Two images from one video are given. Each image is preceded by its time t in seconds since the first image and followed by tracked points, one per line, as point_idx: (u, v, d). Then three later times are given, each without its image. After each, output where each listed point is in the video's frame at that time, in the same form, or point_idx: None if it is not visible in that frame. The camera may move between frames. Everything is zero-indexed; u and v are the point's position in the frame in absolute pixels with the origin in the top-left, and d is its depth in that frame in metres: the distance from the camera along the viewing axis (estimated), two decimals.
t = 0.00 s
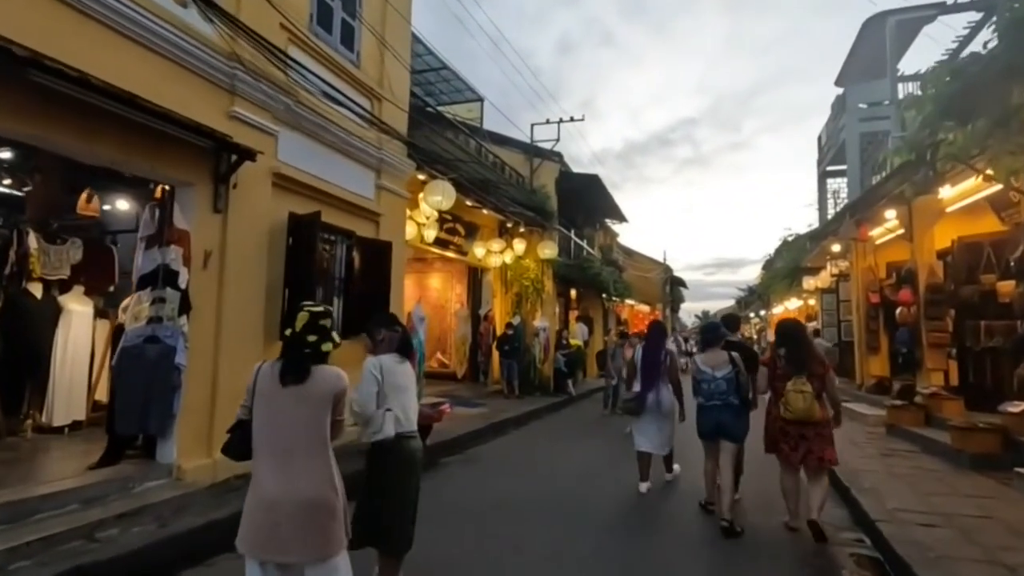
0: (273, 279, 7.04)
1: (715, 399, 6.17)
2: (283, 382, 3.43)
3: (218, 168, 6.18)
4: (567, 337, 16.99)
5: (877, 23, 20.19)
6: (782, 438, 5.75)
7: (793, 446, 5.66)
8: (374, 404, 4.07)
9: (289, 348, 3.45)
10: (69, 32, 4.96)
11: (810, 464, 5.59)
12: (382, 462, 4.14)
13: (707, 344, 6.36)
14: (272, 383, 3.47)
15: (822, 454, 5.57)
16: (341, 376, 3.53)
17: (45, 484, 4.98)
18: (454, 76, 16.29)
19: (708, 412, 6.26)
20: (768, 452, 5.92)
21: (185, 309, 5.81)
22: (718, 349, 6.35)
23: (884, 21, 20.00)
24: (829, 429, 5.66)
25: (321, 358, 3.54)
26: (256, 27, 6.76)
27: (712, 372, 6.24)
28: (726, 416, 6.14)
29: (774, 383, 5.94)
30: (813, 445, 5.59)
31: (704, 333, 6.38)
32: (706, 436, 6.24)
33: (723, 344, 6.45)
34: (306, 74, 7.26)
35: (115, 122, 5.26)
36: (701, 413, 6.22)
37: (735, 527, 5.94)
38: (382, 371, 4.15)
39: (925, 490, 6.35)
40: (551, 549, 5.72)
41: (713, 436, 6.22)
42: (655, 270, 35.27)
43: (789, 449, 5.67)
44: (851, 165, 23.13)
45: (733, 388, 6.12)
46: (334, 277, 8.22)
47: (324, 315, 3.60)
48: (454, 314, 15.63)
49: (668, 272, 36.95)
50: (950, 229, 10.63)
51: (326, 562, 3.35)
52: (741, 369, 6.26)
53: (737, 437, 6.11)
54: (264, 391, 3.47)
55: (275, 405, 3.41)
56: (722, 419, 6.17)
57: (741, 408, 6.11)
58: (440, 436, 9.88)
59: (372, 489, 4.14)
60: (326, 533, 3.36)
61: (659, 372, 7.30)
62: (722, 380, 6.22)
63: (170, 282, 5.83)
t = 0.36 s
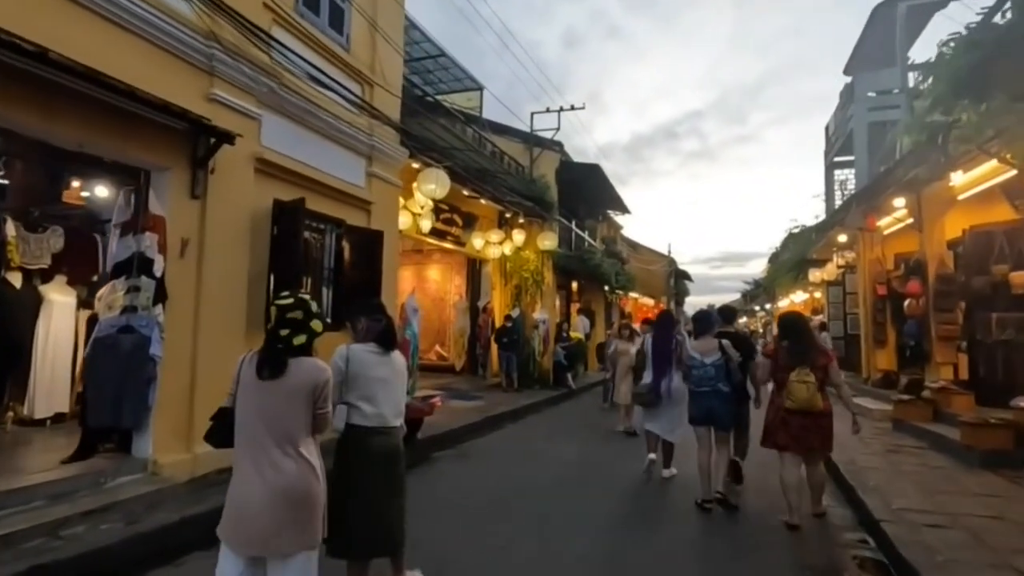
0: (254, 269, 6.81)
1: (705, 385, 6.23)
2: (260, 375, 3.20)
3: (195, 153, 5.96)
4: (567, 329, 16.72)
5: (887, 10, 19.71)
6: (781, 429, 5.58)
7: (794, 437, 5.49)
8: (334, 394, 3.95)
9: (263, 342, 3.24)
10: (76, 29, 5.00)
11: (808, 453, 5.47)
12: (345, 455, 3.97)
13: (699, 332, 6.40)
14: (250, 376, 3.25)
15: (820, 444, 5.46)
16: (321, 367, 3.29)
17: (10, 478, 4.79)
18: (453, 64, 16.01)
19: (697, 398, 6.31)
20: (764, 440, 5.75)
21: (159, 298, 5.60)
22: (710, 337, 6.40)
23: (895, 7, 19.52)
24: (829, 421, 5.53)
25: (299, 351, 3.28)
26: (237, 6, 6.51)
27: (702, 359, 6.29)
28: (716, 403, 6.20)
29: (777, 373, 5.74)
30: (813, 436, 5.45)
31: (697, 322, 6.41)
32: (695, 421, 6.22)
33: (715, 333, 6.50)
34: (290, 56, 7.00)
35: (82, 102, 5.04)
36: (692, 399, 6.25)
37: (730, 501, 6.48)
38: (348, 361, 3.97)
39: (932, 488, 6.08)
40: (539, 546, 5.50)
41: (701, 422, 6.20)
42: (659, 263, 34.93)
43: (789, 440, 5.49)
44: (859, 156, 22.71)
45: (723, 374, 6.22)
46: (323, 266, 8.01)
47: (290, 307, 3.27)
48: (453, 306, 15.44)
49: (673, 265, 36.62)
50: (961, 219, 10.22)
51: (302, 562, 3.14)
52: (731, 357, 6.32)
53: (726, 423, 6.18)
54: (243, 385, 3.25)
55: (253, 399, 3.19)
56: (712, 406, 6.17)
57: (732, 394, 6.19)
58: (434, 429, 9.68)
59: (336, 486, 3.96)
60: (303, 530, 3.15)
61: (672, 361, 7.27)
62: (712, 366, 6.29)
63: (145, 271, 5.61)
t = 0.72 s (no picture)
0: (228, 263, 6.52)
1: (705, 386, 5.92)
2: (239, 370, 3.17)
3: (161, 140, 5.65)
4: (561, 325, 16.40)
5: None
6: (792, 423, 5.42)
7: (806, 432, 5.35)
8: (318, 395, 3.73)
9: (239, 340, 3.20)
10: (49, 17, 4.81)
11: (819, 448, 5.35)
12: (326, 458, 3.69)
13: (698, 331, 6.09)
14: (229, 371, 3.21)
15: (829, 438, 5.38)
16: (300, 363, 3.23)
17: None
18: (446, 54, 15.64)
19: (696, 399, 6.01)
20: (771, 435, 5.61)
21: (122, 294, 5.30)
22: (709, 336, 6.09)
23: None
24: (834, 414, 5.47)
25: (274, 347, 3.24)
26: None
27: (702, 359, 5.97)
28: (716, 402, 5.91)
29: (785, 368, 5.56)
30: (822, 430, 5.35)
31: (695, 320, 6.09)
32: (694, 421, 5.92)
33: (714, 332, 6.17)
34: (265, 39, 6.68)
35: (35, 84, 4.72)
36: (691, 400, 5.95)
37: (727, 492, 6.46)
38: (330, 360, 3.75)
39: (938, 492, 5.79)
40: (523, 552, 5.22)
41: (701, 421, 5.91)
42: (657, 258, 34.60)
43: (802, 435, 5.34)
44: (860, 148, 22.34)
45: (723, 374, 5.90)
46: (305, 260, 7.71)
47: (260, 303, 3.23)
48: (446, 302, 15.07)
49: (672, 260, 36.27)
50: (967, 211, 9.91)
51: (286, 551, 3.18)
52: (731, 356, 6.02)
53: (725, 422, 5.90)
54: (223, 379, 3.23)
55: (232, 395, 3.17)
56: (712, 406, 5.88)
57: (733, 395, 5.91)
58: (422, 428, 9.39)
59: (314, 493, 3.66)
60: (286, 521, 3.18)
61: (673, 357, 6.98)
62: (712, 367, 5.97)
63: (107, 265, 5.30)
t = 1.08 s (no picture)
0: (206, 252, 6.27)
1: (712, 377, 5.70)
2: (215, 367, 2.94)
3: (132, 122, 5.37)
4: (559, 319, 16.14)
5: None
6: (778, 417, 5.34)
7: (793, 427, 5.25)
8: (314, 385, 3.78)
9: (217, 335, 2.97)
10: None
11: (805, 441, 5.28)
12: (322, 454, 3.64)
13: (703, 321, 5.85)
14: (205, 369, 2.98)
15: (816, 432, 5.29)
16: (276, 361, 2.99)
17: None
18: (442, 43, 15.32)
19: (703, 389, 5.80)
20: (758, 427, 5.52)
21: (90, 283, 5.03)
22: (715, 326, 5.86)
23: None
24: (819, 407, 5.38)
25: (257, 343, 3.02)
26: None
27: (709, 350, 5.73)
28: (723, 393, 5.68)
29: (774, 364, 5.39)
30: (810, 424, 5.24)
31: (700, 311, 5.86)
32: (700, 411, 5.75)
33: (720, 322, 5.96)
34: (244, 19, 6.41)
35: None
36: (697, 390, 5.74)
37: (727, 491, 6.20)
38: (325, 352, 3.78)
39: (946, 492, 5.54)
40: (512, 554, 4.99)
41: (708, 411, 5.74)
42: (658, 252, 34.27)
43: (790, 430, 5.24)
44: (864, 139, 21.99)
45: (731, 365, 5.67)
46: (290, 251, 7.48)
47: (240, 299, 3.00)
48: (442, 295, 14.81)
49: (673, 254, 35.96)
50: (974, 200, 9.63)
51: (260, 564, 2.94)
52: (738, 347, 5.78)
53: (733, 412, 5.69)
54: (198, 376, 3.01)
55: (207, 393, 2.94)
56: (719, 397, 5.67)
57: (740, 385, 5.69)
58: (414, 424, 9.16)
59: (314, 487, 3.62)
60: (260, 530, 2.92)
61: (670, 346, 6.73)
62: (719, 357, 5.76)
63: (74, 253, 5.03)
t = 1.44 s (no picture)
0: (185, 243, 5.99)
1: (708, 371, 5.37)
2: (192, 357, 2.91)
3: (100, 105, 5.07)
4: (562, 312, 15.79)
5: None
6: (769, 411, 5.07)
7: (783, 419, 5.01)
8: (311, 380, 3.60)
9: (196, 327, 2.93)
10: None
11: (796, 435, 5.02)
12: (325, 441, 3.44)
13: (703, 316, 5.50)
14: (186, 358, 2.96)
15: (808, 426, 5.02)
16: (248, 350, 2.89)
17: None
18: (442, 28, 14.92)
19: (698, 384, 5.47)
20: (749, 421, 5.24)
21: (56, 275, 4.77)
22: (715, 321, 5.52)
23: None
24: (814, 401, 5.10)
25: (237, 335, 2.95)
26: None
27: (707, 345, 5.39)
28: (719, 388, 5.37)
29: (764, 357, 5.15)
30: (800, 417, 4.98)
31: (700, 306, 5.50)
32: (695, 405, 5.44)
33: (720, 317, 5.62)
34: None
35: None
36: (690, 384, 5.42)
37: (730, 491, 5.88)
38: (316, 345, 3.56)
39: (966, 498, 5.19)
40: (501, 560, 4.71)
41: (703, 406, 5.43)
42: (665, 243, 33.74)
43: (780, 423, 5.00)
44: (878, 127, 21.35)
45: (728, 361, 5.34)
46: (277, 242, 7.19)
47: (219, 290, 2.92)
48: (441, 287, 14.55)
49: (680, 245, 35.43)
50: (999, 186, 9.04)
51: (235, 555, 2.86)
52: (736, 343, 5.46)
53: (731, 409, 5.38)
54: (181, 367, 2.99)
55: (188, 382, 2.91)
56: (713, 391, 5.36)
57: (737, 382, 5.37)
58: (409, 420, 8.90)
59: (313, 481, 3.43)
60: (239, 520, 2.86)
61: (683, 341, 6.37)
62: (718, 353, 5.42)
63: (39, 244, 4.76)
